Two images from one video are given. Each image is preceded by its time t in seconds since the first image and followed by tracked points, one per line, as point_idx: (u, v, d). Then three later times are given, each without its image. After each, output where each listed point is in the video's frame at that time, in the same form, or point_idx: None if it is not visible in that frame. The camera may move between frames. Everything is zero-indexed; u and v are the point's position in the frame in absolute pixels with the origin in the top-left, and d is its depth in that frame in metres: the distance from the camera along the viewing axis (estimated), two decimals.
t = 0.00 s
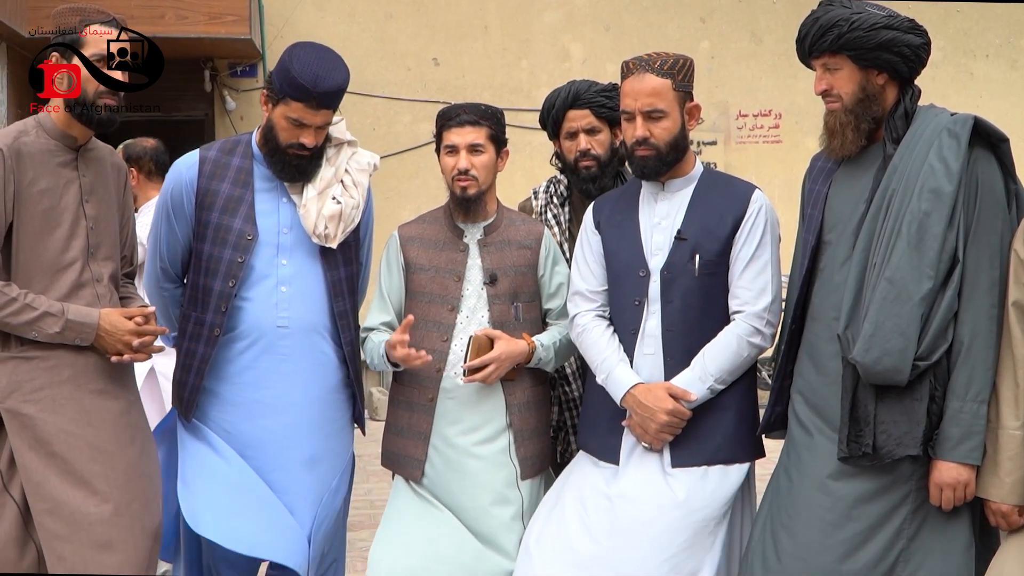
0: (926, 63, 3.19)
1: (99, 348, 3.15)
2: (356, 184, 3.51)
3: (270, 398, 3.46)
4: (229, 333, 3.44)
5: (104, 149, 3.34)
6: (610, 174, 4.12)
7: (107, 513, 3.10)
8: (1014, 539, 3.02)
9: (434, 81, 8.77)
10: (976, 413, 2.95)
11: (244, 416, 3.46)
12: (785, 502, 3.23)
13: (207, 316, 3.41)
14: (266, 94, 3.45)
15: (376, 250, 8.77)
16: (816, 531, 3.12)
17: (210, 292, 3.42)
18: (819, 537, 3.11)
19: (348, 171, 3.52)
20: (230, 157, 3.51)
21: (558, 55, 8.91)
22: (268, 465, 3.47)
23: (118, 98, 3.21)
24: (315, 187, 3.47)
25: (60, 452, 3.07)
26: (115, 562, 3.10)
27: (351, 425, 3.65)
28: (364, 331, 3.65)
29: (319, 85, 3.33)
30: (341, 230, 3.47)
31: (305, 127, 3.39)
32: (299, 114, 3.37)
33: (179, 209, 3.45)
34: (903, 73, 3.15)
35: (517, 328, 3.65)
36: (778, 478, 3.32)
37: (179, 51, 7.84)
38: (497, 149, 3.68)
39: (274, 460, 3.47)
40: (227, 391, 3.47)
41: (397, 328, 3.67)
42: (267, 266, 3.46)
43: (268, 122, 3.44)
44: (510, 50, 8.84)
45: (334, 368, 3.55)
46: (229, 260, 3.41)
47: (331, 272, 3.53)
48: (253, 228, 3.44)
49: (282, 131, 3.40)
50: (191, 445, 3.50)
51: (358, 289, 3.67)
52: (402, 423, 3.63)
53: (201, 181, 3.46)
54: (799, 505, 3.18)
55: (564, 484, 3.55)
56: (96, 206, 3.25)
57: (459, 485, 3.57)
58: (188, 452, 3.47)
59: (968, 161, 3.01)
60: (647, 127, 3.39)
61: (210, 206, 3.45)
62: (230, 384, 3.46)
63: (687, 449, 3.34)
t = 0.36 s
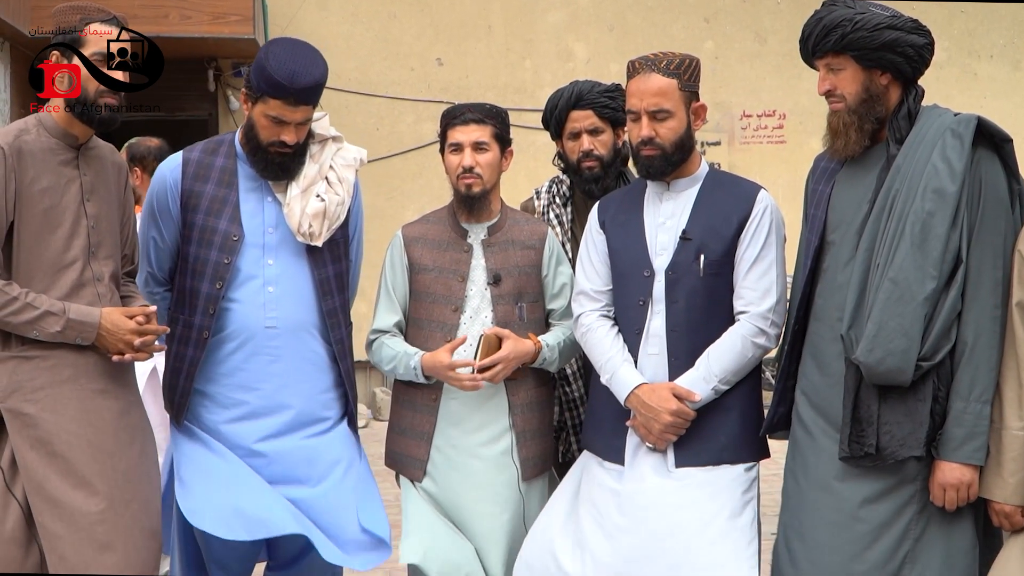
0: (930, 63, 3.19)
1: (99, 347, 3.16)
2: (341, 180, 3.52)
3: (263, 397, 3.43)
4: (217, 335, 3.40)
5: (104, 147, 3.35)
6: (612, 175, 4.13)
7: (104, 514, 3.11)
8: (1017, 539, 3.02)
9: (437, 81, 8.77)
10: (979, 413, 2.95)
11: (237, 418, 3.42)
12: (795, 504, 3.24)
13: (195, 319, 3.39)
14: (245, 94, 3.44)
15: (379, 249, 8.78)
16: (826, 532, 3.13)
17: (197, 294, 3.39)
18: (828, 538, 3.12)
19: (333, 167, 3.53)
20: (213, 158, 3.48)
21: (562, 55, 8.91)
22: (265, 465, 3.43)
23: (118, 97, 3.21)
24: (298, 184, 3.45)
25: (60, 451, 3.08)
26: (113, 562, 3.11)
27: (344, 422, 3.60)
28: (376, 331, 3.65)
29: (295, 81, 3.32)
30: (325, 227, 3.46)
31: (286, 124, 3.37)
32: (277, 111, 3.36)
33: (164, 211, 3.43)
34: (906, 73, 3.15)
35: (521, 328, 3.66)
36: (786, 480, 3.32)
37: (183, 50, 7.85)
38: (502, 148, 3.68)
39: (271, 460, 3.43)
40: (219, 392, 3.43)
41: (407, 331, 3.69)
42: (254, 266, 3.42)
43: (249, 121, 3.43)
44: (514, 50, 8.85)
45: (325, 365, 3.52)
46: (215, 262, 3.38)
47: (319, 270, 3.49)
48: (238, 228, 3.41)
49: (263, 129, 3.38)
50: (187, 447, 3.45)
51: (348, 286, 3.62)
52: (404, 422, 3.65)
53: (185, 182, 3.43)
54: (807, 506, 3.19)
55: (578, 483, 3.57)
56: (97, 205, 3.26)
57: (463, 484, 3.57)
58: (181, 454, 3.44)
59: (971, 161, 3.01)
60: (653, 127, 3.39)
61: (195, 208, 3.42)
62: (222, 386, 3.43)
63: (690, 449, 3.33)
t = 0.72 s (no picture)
0: (932, 62, 3.19)
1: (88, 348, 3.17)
2: (328, 177, 3.50)
3: (258, 398, 3.42)
4: (210, 336, 3.39)
5: (90, 142, 3.35)
6: (606, 176, 4.14)
7: (98, 517, 3.13)
8: (1019, 538, 3.02)
9: (439, 80, 8.78)
10: (981, 412, 2.96)
11: (232, 420, 3.42)
12: (800, 508, 3.24)
13: (187, 322, 3.37)
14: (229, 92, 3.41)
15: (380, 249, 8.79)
16: (831, 537, 3.13)
17: (189, 297, 3.37)
18: (835, 544, 3.13)
19: (319, 164, 3.50)
20: (199, 158, 3.45)
21: (564, 55, 8.92)
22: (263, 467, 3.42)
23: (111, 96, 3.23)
24: (285, 183, 3.43)
25: (50, 456, 3.09)
26: (107, 566, 3.12)
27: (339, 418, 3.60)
28: (379, 329, 3.64)
29: (280, 78, 3.29)
30: (314, 225, 3.44)
31: (271, 122, 3.36)
32: (263, 108, 3.34)
33: (151, 214, 3.41)
34: (908, 72, 3.15)
35: (524, 327, 3.66)
36: (788, 482, 3.32)
37: (185, 50, 7.86)
38: (505, 146, 3.69)
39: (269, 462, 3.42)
40: (212, 395, 3.42)
41: (409, 328, 3.69)
42: (244, 267, 3.41)
43: (234, 119, 3.40)
44: (516, 50, 8.85)
45: (318, 364, 3.51)
46: (205, 264, 3.37)
47: (308, 268, 3.48)
48: (227, 228, 3.39)
49: (249, 127, 3.36)
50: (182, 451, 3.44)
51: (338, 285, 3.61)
52: (407, 421, 3.66)
53: (171, 185, 3.41)
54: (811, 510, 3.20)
55: (583, 483, 3.57)
56: (84, 203, 3.27)
57: (467, 483, 3.58)
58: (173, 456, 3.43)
59: (973, 160, 3.01)
60: (655, 126, 3.40)
61: (181, 210, 3.40)
62: (215, 388, 3.41)
63: (691, 448, 3.34)
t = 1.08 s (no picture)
0: (931, 59, 3.19)
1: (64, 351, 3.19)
2: (325, 174, 3.51)
3: (257, 396, 3.41)
4: (208, 334, 3.39)
5: (57, 136, 3.34)
6: (596, 177, 4.14)
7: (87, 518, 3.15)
8: (1017, 535, 3.02)
9: (439, 77, 8.77)
10: (979, 409, 2.96)
11: (231, 419, 3.41)
12: (792, 502, 3.24)
13: (186, 321, 3.36)
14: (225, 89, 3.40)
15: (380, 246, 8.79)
16: (821, 532, 3.14)
17: (188, 296, 3.37)
18: (825, 538, 3.13)
19: (317, 161, 3.51)
20: (196, 156, 3.45)
21: (563, 51, 8.91)
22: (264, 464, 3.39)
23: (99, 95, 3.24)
24: (283, 180, 3.43)
25: (34, 461, 3.07)
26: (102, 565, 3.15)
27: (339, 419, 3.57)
28: (377, 326, 3.64)
29: (276, 75, 3.28)
30: (311, 223, 3.44)
31: (269, 119, 3.35)
32: (260, 106, 3.33)
33: (149, 212, 3.39)
34: (907, 69, 3.15)
35: (522, 323, 3.66)
36: (782, 478, 3.32)
37: (183, 46, 7.84)
38: (502, 144, 3.68)
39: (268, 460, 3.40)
40: (211, 394, 3.41)
41: (408, 325, 3.69)
42: (243, 265, 3.41)
43: (231, 117, 3.39)
44: (515, 46, 8.84)
45: (317, 362, 3.51)
46: (204, 262, 3.36)
47: (307, 266, 3.49)
48: (226, 226, 3.39)
49: (246, 125, 3.35)
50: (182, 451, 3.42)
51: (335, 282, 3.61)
52: (406, 418, 3.66)
53: (169, 183, 3.40)
54: (803, 506, 3.20)
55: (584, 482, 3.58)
56: (56, 202, 3.28)
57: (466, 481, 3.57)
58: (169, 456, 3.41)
59: (972, 157, 3.01)
60: (654, 123, 3.39)
61: (180, 208, 3.39)
62: (214, 387, 3.41)
63: (690, 446, 3.34)
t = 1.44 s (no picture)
0: (930, 58, 3.19)
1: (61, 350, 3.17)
2: (332, 174, 3.47)
3: (262, 396, 3.40)
4: (215, 333, 3.38)
5: (53, 132, 3.33)
6: (592, 177, 4.13)
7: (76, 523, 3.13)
8: (1017, 535, 3.02)
9: (437, 75, 8.77)
10: (979, 410, 2.95)
11: (236, 419, 3.40)
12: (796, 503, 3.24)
13: (192, 319, 3.36)
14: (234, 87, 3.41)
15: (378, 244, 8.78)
16: (827, 533, 3.13)
17: (194, 294, 3.37)
18: (831, 540, 3.13)
19: (324, 161, 3.48)
20: (202, 154, 3.45)
21: (562, 50, 8.90)
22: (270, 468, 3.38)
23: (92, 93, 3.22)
24: (290, 179, 3.42)
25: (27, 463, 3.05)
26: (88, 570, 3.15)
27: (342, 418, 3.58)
28: (376, 326, 3.64)
29: (286, 72, 3.28)
30: (319, 222, 3.43)
31: (277, 116, 3.35)
32: (268, 103, 3.33)
33: (155, 211, 3.38)
34: (906, 68, 3.15)
35: (521, 322, 3.66)
36: (784, 478, 3.32)
37: (181, 45, 7.82)
38: (501, 143, 3.68)
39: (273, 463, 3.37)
40: (217, 393, 3.40)
41: (406, 325, 3.69)
42: (249, 264, 3.40)
43: (239, 114, 3.39)
44: (514, 45, 8.83)
45: (322, 361, 3.50)
46: (211, 260, 3.36)
47: (313, 265, 3.48)
48: (233, 225, 3.38)
49: (254, 122, 3.35)
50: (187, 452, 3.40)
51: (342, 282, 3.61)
52: (405, 417, 3.65)
53: (175, 182, 3.39)
54: (808, 507, 3.20)
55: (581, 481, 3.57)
56: (52, 200, 3.27)
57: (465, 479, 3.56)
58: (169, 456, 3.39)
59: (971, 157, 3.01)
60: (652, 122, 3.39)
61: (186, 206, 3.39)
62: (220, 387, 3.40)
63: (689, 446, 3.33)
